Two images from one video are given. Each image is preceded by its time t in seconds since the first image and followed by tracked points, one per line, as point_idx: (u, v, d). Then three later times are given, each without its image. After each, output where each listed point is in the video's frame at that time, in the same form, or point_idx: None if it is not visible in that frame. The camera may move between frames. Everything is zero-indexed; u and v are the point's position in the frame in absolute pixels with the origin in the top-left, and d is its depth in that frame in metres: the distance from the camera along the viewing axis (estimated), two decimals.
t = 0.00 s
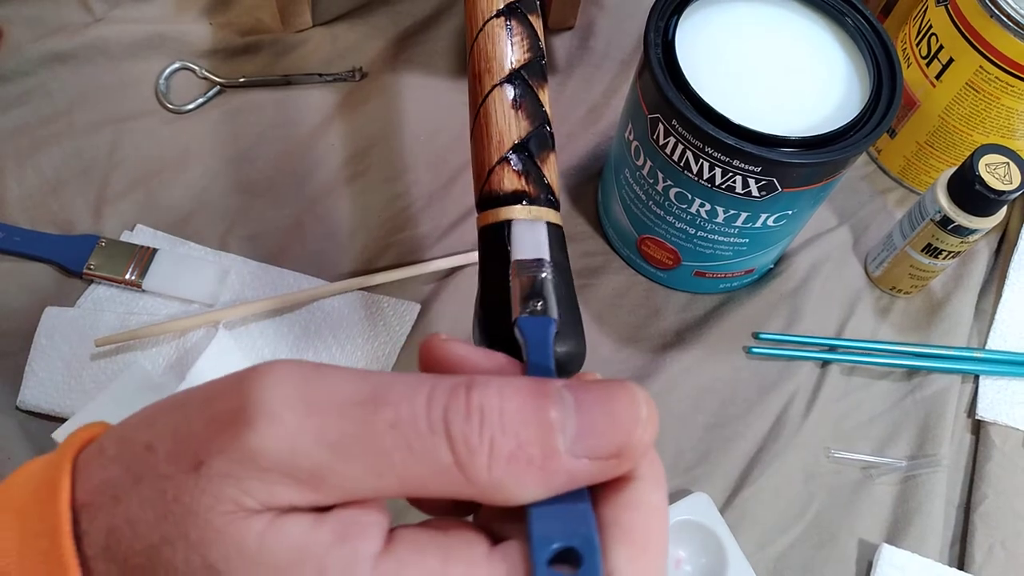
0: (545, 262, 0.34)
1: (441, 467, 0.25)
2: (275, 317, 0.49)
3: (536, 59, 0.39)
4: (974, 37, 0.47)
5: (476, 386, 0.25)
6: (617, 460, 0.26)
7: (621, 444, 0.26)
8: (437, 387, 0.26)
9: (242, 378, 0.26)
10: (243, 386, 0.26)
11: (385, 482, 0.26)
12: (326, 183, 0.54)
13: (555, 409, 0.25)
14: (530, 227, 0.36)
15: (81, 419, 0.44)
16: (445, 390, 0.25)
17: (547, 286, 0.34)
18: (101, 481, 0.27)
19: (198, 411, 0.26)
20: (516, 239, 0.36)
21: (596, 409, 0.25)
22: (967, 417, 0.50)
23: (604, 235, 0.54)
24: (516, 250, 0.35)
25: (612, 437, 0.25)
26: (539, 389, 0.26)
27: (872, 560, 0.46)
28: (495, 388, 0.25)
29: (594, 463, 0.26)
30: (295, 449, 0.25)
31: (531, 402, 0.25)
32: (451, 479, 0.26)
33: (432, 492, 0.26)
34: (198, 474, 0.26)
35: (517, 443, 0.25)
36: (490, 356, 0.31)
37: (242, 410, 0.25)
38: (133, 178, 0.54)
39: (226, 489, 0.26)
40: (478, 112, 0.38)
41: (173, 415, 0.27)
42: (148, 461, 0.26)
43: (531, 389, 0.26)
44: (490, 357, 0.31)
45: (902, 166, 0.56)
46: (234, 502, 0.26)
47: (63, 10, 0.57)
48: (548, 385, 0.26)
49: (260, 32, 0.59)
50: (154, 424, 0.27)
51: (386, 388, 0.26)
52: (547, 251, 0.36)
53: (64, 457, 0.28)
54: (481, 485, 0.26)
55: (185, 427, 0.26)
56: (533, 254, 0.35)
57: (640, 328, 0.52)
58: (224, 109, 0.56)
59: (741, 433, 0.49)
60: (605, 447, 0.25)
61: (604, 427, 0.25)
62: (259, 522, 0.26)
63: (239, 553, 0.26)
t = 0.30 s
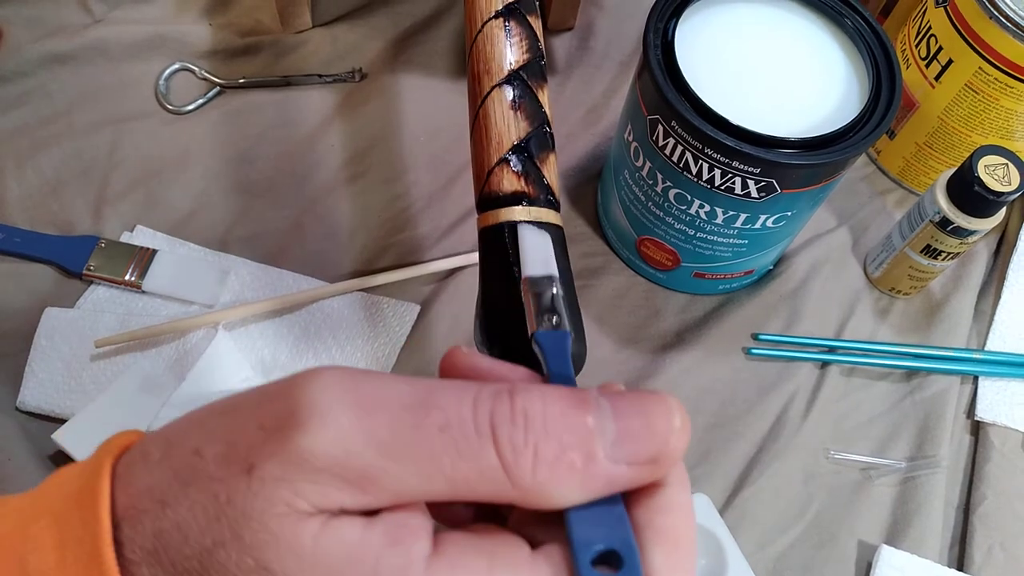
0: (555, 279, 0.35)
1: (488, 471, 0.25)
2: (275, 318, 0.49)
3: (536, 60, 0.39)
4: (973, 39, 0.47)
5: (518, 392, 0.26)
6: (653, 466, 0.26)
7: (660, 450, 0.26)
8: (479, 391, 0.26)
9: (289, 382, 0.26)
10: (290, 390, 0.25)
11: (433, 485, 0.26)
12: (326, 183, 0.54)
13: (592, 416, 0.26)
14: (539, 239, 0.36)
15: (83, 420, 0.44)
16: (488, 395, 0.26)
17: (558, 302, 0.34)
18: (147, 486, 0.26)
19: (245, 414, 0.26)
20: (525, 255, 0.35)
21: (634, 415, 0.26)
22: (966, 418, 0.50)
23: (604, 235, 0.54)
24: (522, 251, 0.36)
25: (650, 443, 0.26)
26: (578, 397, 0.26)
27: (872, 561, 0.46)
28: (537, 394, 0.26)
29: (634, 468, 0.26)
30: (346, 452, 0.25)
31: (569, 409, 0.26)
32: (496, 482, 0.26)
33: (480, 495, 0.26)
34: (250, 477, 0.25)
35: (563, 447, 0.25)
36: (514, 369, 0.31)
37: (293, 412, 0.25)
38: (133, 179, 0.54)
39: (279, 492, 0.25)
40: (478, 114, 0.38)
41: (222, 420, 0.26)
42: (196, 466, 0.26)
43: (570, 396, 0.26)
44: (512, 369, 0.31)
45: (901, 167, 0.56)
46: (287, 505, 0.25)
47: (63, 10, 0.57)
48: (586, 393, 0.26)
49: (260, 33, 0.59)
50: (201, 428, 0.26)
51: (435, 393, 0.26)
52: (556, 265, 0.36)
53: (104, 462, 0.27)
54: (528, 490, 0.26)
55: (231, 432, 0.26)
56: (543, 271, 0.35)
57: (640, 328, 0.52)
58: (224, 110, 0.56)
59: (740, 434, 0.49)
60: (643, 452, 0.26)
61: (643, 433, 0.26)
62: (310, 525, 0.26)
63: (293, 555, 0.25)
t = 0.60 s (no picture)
0: (565, 321, 0.34)
1: (478, 516, 0.25)
2: (276, 317, 0.49)
3: (536, 59, 0.39)
4: (973, 38, 0.47)
5: (525, 436, 0.25)
6: (665, 528, 0.25)
7: (671, 513, 0.25)
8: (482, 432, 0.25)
9: (280, 411, 0.26)
10: (279, 421, 0.25)
11: (419, 530, 0.25)
12: (326, 182, 0.54)
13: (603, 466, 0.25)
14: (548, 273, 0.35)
15: (83, 419, 0.44)
16: (491, 438, 0.25)
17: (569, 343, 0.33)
18: (128, 511, 0.27)
19: (228, 445, 0.26)
20: (536, 289, 0.35)
21: (647, 471, 0.25)
22: (965, 417, 0.50)
23: (604, 235, 0.54)
24: (526, 252, 0.35)
25: (662, 505, 0.25)
26: (590, 446, 0.25)
27: (871, 560, 0.46)
28: (546, 439, 0.25)
29: (639, 527, 0.25)
30: (329, 492, 0.25)
31: (579, 460, 0.25)
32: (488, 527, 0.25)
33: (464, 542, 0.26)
34: (228, 512, 0.25)
35: (563, 496, 0.25)
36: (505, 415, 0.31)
37: (278, 444, 0.25)
38: (133, 178, 0.54)
39: (255, 531, 0.25)
40: (478, 113, 0.38)
41: (201, 450, 0.26)
42: (178, 494, 0.26)
43: (582, 444, 0.25)
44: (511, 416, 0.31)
45: (901, 166, 0.56)
46: (262, 547, 0.26)
47: (63, 9, 0.57)
48: (599, 443, 0.25)
49: (260, 31, 0.59)
50: (186, 454, 0.26)
51: (432, 431, 0.25)
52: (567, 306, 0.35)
53: (94, 482, 0.27)
54: (517, 538, 0.25)
55: (216, 460, 0.26)
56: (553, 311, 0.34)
57: (640, 328, 0.52)
58: (224, 109, 0.56)
59: (740, 433, 0.49)
60: (652, 512, 0.25)
61: (654, 493, 0.25)
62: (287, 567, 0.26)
63: None
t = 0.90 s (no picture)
0: (559, 282, 0.35)
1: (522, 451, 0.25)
2: (276, 317, 0.49)
3: (537, 59, 0.39)
4: (973, 39, 0.47)
5: (553, 372, 0.25)
6: (685, 455, 0.26)
7: (689, 440, 0.26)
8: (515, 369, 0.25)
9: (317, 362, 0.26)
10: (322, 368, 0.25)
11: (464, 464, 0.25)
12: (325, 183, 0.54)
13: (625, 402, 0.25)
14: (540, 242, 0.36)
15: (82, 420, 0.44)
16: (524, 376, 0.25)
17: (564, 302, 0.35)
18: (173, 468, 0.26)
19: (275, 396, 0.26)
20: (528, 257, 0.36)
21: (668, 404, 0.25)
22: (965, 418, 0.50)
23: (603, 235, 0.54)
24: (529, 251, 0.36)
25: (682, 434, 0.25)
26: (611, 383, 0.26)
27: (870, 561, 0.46)
28: (573, 376, 0.25)
29: (665, 453, 0.25)
30: (377, 428, 0.25)
31: (601, 394, 0.25)
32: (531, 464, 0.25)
33: (511, 478, 0.25)
34: (280, 457, 0.25)
35: (595, 427, 0.25)
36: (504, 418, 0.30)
37: (323, 388, 0.25)
38: (132, 178, 0.54)
39: (307, 472, 0.25)
40: (479, 113, 0.38)
41: (247, 404, 0.26)
42: (223, 446, 0.26)
43: (605, 382, 0.26)
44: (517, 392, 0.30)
45: (900, 167, 0.56)
46: (317, 484, 0.25)
47: (63, 9, 0.57)
48: (617, 380, 0.26)
49: (259, 32, 0.59)
50: (232, 410, 0.26)
51: (464, 370, 0.25)
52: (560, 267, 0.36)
53: (127, 447, 0.27)
54: (565, 472, 0.25)
55: (261, 415, 0.26)
56: (548, 274, 0.36)
57: (640, 328, 0.52)
58: (223, 109, 0.56)
59: (739, 434, 0.49)
60: (675, 441, 0.25)
61: (674, 422, 0.25)
62: (343, 506, 0.25)
63: (323, 538, 0.25)
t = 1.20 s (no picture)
0: (567, 286, 0.35)
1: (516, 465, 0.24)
2: (275, 318, 0.49)
3: (535, 60, 0.39)
4: (969, 41, 0.47)
5: (551, 385, 0.25)
6: (693, 469, 0.25)
7: (697, 454, 0.25)
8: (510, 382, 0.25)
9: (310, 368, 0.25)
10: (310, 379, 0.25)
11: (458, 480, 0.25)
12: (324, 184, 0.54)
13: (632, 417, 0.25)
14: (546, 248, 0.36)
15: (81, 420, 0.44)
16: (521, 388, 0.24)
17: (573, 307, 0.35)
18: (163, 478, 0.26)
19: (265, 403, 0.25)
20: (535, 262, 0.35)
21: (674, 417, 0.25)
22: (961, 419, 0.50)
23: (601, 236, 0.54)
24: (527, 253, 0.35)
25: (690, 446, 0.25)
26: (616, 397, 0.25)
27: (867, 561, 0.46)
28: (573, 389, 0.25)
29: (670, 469, 0.25)
30: (367, 442, 0.24)
31: (606, 406, 0.25)
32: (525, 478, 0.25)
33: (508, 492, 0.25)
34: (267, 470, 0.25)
35: (597, 441, 0.24)
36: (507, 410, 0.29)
37: (312, 400, 0.24)
38: (132, 179, 0.54)
39: (296, 487, 0.24)
40: (478, 115, 0.38)
41: (236, 412, 0.26)
42: (212, 457, 0.26)
43: (609, 394, 0.25)
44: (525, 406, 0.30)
45: (898, 169, 0.56)
46: (305, 501, 0.24)
47: (62, 10, 0.57)
48: (624, 392, 0.25)
49: (258, 33, 0.59)
50: (219, 417, 0.26)
51: (460, 380, 0.25)
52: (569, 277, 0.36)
53: (119, 455, 0.27)
54: (559, 486, 0.25)
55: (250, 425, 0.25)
56: (555, 278, 0.35)
57: (638, 329, 0.52)
58: (222, 110, 0.56)
59: (737, 435, 0.49)
60: (683, 454, 0.25)
61: (683, 437, 0.25)
62: (331, 521, 0.25)
63: (312, 554, 0.25)
